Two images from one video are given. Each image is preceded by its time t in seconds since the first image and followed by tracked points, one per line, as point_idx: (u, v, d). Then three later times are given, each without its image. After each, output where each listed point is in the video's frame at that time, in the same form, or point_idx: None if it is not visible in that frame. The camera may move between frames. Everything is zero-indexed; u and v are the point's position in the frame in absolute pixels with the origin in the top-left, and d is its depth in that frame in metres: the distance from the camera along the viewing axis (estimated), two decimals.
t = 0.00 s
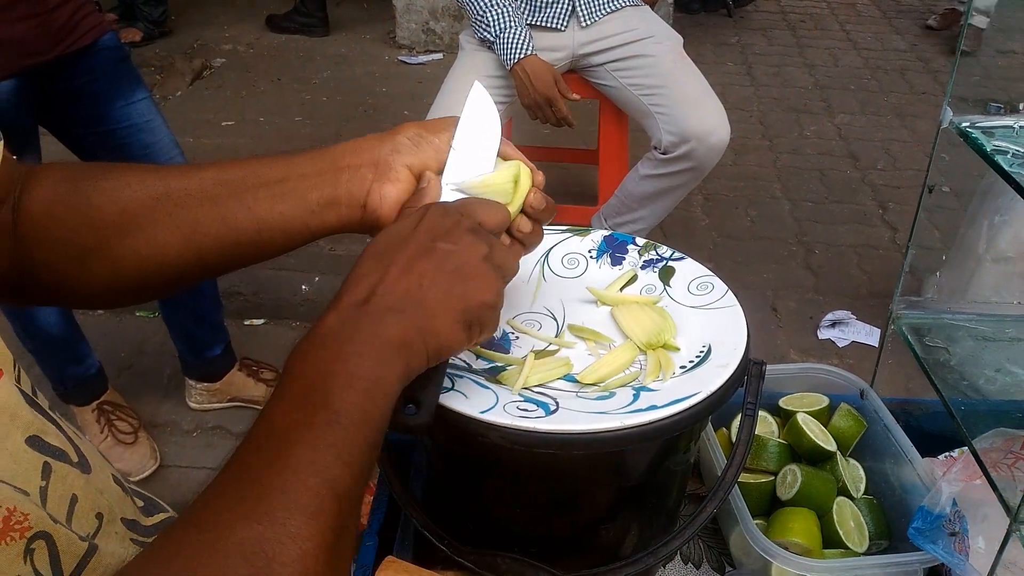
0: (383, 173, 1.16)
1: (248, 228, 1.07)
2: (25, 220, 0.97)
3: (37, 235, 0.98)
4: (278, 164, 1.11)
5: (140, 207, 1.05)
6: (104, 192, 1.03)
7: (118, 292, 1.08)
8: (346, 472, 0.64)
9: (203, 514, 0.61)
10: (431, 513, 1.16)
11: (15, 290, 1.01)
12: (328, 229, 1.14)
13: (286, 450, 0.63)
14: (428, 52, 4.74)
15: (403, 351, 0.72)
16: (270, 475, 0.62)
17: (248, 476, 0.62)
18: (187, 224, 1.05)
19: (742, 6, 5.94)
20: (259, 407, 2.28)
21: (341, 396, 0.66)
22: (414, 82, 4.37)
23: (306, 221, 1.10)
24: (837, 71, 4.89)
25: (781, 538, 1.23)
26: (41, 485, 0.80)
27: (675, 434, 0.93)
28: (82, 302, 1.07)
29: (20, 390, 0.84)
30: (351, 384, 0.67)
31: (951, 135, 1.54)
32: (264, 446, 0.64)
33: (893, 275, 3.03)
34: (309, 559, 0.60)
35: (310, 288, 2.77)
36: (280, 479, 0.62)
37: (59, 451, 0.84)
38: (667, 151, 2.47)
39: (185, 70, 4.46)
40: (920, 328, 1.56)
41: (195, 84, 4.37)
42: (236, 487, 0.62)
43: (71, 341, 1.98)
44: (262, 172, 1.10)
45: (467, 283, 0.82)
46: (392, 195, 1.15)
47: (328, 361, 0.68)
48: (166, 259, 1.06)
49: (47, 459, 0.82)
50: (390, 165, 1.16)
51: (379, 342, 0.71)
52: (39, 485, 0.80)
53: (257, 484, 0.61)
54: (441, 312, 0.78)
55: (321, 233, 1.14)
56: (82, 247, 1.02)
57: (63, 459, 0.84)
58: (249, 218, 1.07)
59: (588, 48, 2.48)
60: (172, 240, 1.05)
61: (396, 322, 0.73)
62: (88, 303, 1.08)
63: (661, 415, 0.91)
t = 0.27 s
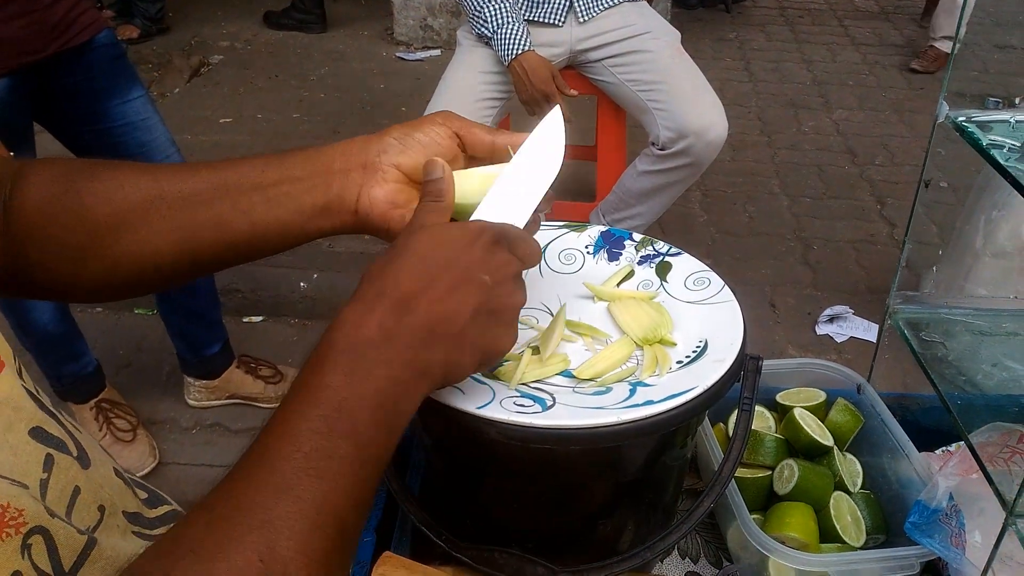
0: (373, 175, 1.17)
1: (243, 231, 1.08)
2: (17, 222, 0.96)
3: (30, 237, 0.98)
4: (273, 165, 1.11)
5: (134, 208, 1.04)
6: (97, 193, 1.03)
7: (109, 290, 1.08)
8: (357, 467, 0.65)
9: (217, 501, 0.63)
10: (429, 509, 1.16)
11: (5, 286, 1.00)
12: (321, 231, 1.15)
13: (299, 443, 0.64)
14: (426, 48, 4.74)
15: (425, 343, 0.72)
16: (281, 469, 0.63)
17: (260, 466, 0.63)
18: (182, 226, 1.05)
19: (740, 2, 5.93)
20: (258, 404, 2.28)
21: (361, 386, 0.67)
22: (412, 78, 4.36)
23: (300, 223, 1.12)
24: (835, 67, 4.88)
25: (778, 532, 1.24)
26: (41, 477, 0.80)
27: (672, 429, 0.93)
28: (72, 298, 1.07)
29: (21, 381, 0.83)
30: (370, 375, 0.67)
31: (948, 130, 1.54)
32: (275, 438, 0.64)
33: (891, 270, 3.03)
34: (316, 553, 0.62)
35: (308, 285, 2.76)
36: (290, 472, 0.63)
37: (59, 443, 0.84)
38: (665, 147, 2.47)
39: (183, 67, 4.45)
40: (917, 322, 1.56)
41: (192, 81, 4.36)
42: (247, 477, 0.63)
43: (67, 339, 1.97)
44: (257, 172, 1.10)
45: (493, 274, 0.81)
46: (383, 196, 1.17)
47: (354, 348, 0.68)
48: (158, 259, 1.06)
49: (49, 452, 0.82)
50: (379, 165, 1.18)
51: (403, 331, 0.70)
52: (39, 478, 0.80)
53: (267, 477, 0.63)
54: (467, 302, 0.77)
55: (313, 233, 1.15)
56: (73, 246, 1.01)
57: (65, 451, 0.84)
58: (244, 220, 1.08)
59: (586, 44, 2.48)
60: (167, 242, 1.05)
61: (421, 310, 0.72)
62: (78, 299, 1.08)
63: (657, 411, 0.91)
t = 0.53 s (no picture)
0: (352, 152, 1.14)
1: (226, 212, 1.07)
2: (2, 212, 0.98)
3: (15, 226, 0.99)
4: (254, 149, 1.11)
5: (118, 194, 1.04)
6: (82, 180, 1.03)
7: (100, 281, 1.08)
8: (395, 444, 0.63)
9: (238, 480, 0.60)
10: (428, 510, 1.15)
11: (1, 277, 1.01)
12: (301, 211, 1.13)
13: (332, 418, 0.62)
14: (425, 48, 4.73)
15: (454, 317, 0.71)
16: (316, 444, 0.61)
17: (291, 442, 0.61)
18: (165, 209, 1.05)
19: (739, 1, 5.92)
20: (257, 404, 2.28)
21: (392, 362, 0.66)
22: (412, 78, 4.36)
23: (282, 201, 1.10)
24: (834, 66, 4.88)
25: (777, 532, 1.24)
26: (26, 481, 0.80)
27: (671, 430, 0.93)
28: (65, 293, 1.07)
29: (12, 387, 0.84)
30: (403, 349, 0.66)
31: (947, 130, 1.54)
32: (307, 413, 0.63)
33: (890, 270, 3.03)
34: (353, 533, 0.60)
35: (307, 284, 2.74)
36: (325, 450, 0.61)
37: (47, 447, 0.84)
38: (664, 147, 2.46)
39: (182, 66, 4.44)
40: (916, 322, 1.56)
41: (192, 81, 4.36)
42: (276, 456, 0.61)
43: (66, 339, 1.97)
44: (240, 155, 1.10)
45: (522, 253, 0.80)
46: (364, 173, 1.14)
47: (384, 322, 0.67)
48: (147, 245, 1.06)
49: (35, 456, 0.82)
50: (360, 143, 1.15)
51: (430, 307, 0.70)
52: (24, 482, 0.80)
53: (300, 453, 0.61)
54: (498, 279, 0.77)
55: (297, 214, 1.13)
56: (59, 234, 1.02)
57: (54, 453, 0.85)
58: (227, 201, 1.07)
59: (585, 43, 2.48)
60: (151, 227, 1.05)
61: (449, 288, 0.72)
62: (72, 294, 1.08)
63: (656, 411, 0.91)
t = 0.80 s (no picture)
0: (356, 146, 1.13)
1: (215, 203, 1.06)
2: None
3: (7, 224, 1.00)
4: (247, 143, 1.10)
5: (111, 191, 1.04)
6: (75, 179, 1.04)
7: (97, 279, 1.07)
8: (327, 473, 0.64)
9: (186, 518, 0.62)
10: (430, 504, 1.15)
11: None
12: (300, 204, 1.11)
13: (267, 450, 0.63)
14: (426, 44, 4.73)
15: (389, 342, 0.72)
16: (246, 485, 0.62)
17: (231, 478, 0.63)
18: (153, 205, 1.04)
19: None
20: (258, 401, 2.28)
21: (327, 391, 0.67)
22: (413, 75, 4.35)
23: (273, 192, 1.08)
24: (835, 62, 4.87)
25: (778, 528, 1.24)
26: (25, 477, 0.80)
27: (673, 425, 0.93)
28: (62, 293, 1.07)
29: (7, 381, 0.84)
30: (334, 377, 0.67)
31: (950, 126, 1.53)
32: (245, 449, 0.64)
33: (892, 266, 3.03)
34: (295, 556, 0.61)
35: (308, 281, 2.74)
36: (266, 481, 0.62)
37: (46, 444, 0.84)
38: (665, 143, 2.46)
39: (183, 63, 4.44)
40: (918, 318, 1.56)
41: (193, 77, 4.36)
42: (218, 491, 0.62)
43: (69, 335, 1.97)
44: (232, 149, 1.09)
45: (451, 263, 0.79)
46: (366, 168, 1.13)
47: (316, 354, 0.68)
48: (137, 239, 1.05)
49: (33, 452, 0.82)
50: (364, 139, 1.14)
51: (363, 335, 0.71)
52: (23, 478, 0.80)
53: (233, 492, 0.62)
54: (434, 299, 0.77)
55: (295, 207, 1.11)
56: (50, 230, 1.02)
57: (50, 452, 0.84)
58: (217, 194, 1.06)
59: (586, 40, 2.47)
60: (141, 222, 1.05)
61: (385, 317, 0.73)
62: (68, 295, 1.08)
63: (658, 406, 0.91)
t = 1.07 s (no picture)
0: (376, 169, 1.13)
1: (238, 228, 1.07)
2: (12, 222, 0.98)
3: (24, 233, 0.99)
4: (271, 161, 1.10)
5: (132, 205, 1.04)
6: (97, 191, 1.03)
7: (110, 288, 1.08)
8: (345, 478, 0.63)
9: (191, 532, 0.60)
10: (435, 504, 1.16)
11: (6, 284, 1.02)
12: (320, 227, 1.12)
13: (276, 465, 0.62)
14: (430, 44, 4.73)
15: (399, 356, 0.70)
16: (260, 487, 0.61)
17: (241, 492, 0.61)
18: (174, 224, 1.05)
19: None
20: (263, 400, 2.29)
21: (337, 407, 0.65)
22: (416, 74, 4.36)
23: (296, 218, 1.09)
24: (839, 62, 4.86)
25: (782, 529, 1.24)
26: (38, 479, 0.80)
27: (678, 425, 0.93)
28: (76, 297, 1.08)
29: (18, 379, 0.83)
30: (347, 393, 0.65)
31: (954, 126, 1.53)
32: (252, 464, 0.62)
33: (896, 266, 3.02)
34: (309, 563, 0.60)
35: (312, 281, 2.74)
36: (280, 486, 0.61)
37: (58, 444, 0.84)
38: (669, 143, 2.46)
39: (187, 63, 4.45)
40: (922, 319, 1.56)
41: (197, 77, 4.37)
42: (224, 505, 0.61)
43: (71, 335, 1.97)
44: (255, 169, 1.08)
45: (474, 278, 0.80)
46: (386, 191, 1.13)
47: (329, 367, 0.66)
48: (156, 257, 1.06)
49: (48, 452, 0.82)
50: (383, 161, 1.14)
51: (376, 349, 0.68)
52: (36, 480, 0.80)
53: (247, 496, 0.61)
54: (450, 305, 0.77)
55: (313, 228, 1.12)
56: (69, 244, 1.02)
57: (64, 453, 0.84)
58: (240, 216, 1.07)
59: (590, 39, 2.47)
60: (162, 239, 1.06)
61: (405, 321, 0.72)
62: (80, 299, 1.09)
63: (663, 407, 0.91)
